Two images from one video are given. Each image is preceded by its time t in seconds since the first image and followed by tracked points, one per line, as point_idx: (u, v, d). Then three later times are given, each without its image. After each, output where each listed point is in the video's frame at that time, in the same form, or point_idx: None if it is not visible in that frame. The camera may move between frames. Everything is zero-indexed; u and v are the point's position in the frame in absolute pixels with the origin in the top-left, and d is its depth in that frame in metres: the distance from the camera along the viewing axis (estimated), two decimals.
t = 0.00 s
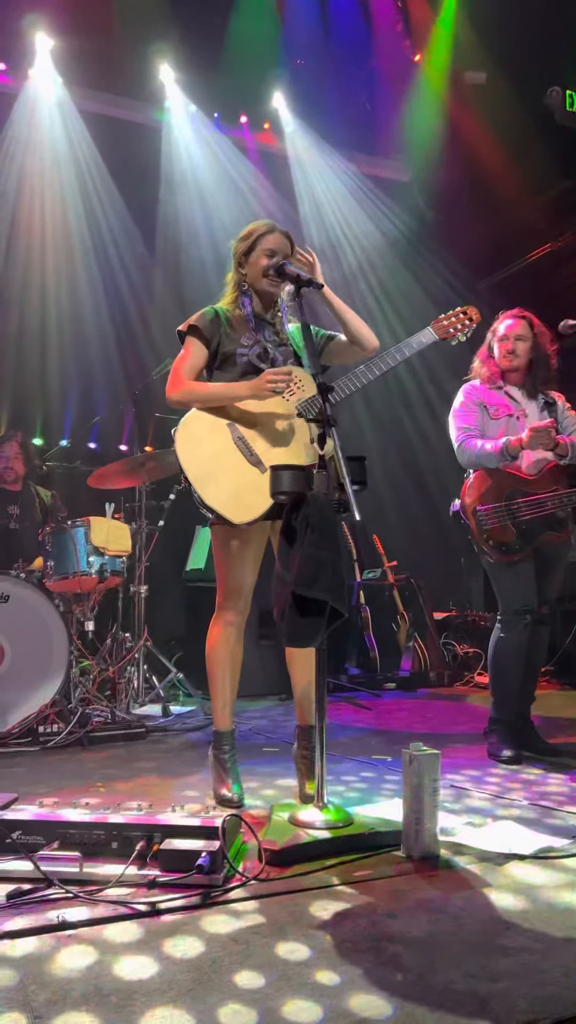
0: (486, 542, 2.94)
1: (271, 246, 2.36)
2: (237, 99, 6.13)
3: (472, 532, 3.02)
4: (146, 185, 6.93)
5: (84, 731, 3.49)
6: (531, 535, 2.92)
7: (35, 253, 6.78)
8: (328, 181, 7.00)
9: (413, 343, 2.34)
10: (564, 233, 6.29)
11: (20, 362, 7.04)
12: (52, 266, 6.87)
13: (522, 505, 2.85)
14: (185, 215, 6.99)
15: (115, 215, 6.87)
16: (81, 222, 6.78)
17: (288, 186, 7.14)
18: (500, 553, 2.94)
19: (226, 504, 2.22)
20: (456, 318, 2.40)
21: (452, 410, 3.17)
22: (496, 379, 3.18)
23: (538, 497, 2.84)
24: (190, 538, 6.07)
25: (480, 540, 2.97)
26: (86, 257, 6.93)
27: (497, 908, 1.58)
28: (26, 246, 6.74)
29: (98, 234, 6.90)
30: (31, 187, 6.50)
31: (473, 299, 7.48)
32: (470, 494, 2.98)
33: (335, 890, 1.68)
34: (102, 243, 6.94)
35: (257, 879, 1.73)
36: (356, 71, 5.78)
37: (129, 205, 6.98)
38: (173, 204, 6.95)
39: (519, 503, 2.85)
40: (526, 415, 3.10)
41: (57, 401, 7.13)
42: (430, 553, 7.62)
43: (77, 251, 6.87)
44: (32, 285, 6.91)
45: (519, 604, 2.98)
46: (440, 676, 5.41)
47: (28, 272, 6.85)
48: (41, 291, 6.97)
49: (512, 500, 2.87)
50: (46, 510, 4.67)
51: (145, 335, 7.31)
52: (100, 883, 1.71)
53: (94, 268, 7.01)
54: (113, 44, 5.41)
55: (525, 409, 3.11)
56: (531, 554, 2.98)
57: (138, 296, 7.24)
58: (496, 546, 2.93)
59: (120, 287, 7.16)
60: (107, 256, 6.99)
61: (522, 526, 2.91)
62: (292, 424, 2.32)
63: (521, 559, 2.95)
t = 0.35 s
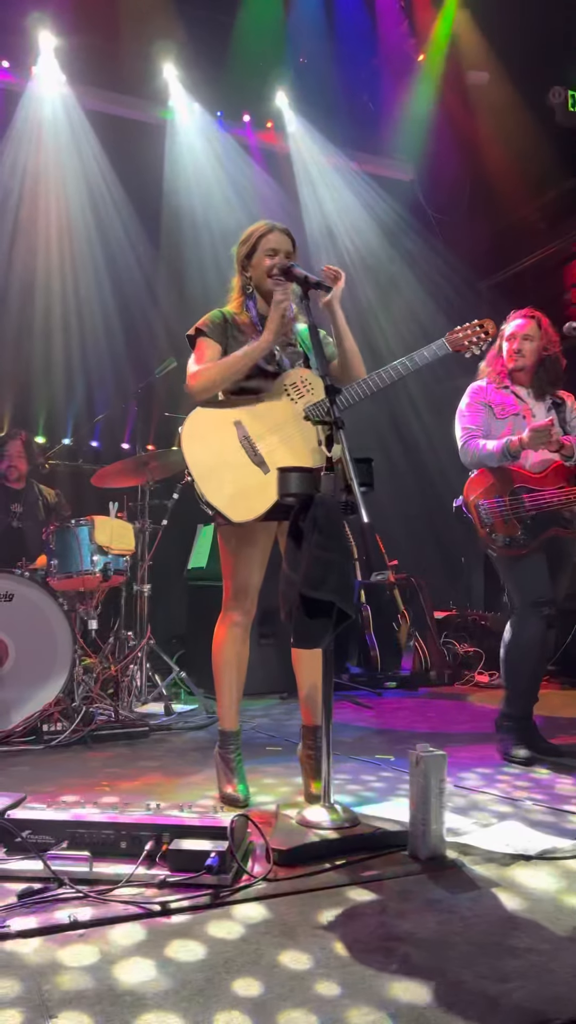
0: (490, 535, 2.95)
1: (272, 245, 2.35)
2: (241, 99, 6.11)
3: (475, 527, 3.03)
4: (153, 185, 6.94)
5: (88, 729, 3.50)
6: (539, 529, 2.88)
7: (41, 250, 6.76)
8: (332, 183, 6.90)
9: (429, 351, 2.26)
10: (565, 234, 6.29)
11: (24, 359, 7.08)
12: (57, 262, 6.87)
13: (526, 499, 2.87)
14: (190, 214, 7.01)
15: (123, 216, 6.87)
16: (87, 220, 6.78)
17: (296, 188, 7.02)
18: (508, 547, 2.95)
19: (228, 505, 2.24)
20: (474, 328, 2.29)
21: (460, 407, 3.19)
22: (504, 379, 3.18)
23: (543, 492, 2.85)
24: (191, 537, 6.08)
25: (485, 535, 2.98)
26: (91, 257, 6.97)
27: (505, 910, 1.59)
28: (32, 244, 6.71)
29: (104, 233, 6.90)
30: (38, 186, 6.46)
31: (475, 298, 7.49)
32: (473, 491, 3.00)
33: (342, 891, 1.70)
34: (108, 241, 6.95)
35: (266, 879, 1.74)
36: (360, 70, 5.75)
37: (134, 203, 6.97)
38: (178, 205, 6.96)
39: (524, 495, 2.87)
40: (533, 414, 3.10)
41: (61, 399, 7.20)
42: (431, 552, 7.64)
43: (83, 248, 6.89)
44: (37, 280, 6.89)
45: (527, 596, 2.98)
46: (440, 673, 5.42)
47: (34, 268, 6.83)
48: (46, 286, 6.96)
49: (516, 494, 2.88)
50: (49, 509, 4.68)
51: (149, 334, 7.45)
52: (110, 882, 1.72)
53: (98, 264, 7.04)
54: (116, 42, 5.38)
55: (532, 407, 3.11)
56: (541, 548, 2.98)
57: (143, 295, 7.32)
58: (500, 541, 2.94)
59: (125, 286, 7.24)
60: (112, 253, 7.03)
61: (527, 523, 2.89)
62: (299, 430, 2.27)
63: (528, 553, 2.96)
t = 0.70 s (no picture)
0: (497, 538, 2.99)
1: (277, 247, 2.38)
2: (241, 100, 6.12)
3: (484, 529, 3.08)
4: (154, 184, 6.96)
5: (90, 730, 3.51)
6: (546, 535, 2.89)
7: (44, 248, 6.72)
8: (334, 184, 6.95)
9: (438, 352, 2.25)
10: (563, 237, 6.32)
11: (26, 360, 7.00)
12: (61, 260, 6.83)
13: (537, 501, 2.86)
14: (191, 216, 7.06)
15: (125, 215, 6.90)
16: (89, 218, 6.77)
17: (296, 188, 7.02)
18: (514, 550, 2.98)
19: (235, 507, 2.24)
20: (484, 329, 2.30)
21: (472, 401, 3.22)
22: (519, 378, 3.19)
23: (552, 495, 2.82)
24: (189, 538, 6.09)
25: (492, 537, 3.02)
26: (94, 257, 6.95)
27: (512, 914, 1.60)
28: (35, 242, 6.67)
29: (106, 230, 6.90)
30: (40, 184, 6.45)
31: (473, 299, 7.50)
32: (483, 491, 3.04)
33: (351, 893, 1.71)
34: (109, 239, 6.95)
35: (274, 882, 1.75)
36: (361, 71, 5.75)
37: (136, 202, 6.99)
38: (180, 203, 6.98)
39: (533, 499, 2.87)
40: (546, 415, 3.11)
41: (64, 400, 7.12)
42: (428, 552, 7.67)
43: (86, 246, 6.87)
44: (41, 279, 6.84)
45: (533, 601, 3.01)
46: (438, 675, 5.45)
47: (37, 266, 6.77)
48: (50, 285, 6.90)
49: (525, 497, 2.89)
50: (50, 509, 4.68)
51: (153, 334, 7.39)
52: (120, 885, 1.73)
53: (102, 262, 7.01)
54: (117, 41, 5.39)
55: (546, 409, 3.12)
56: (548, 551, 2.98)
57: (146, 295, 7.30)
58: (507, 544, 2.97)
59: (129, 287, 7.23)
60: (114, 251, 7.02)
61: (534, 526, 2.90)
62: (306, 433, 2.30)
63: (535, 556, 2.97)
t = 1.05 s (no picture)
0: (495, 534, 2.98)
1: (278, 245, 2.37)
2: (237, 100, 6.12)
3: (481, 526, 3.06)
4: (153, 183, 6.96)
5: (86, 729, 3.52)
6: (545, 534, 2.90)
7: (41, 246, 6.73)
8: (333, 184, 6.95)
9: (440, 351, 2.23)
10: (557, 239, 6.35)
11: (23, 354, 6.94)
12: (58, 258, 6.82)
13: (537, 499, 2.87)
14: (189, 213, 7.04)
15: (123, 214, 6.90)
16: (87, 216, 6.78)
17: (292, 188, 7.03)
18: (511, 548, 2.97)
19: (233, 508, 2.25)
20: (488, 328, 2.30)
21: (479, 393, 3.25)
22: (525, 372, 3.19)
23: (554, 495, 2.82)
24: (184, 538, 6.09)
25: (490, 533, 3.01)
26: (92, 255, 6.95)
27: (514, 912, 1.62)
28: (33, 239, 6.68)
29: (104, 229, 6.90)
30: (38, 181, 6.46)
31: (467, 300, 7.53)
32: (482, 484, 3.03)
33: (352, 892, 1.72)
34: (108, 238, 6.95)
35: (276, 881, 1.76)
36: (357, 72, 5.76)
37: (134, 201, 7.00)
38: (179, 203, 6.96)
39: (538, 497, 2.87)
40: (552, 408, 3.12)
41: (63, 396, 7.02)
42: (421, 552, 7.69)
43: (83, 245, 6.87)
44: (38, 276, 6.84)
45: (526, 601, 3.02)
46: (432, 675, 5.45)
47: (35, 263, 6.78)
48: (47, 282, 6.89)
49: (527, 494, 2.89)
50: (45, 508, 4.67)
51: (152, 332, 7.37)
52: (123, 884, 1.74)
53: (99, 261, 7.01)
54: (113, 40, 5.39)
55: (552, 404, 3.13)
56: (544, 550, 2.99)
57: (144, 293, 7.29)
58: (504, 541, 2.96)
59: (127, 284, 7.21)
60: (112, 249, 7.02)
61: (534, 524, 2.90)
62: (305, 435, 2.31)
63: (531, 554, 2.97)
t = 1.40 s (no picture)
0: (478, 529, 2.99)
1: (275, 240, 2.35)
2: (231, 97, 6.09)
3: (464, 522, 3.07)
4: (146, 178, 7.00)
5: (78, 726, 3.50)
6: (532, 528, 2.90)
7: (34, 238, 6.72)
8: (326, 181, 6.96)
9: (437, 345, 2.22)
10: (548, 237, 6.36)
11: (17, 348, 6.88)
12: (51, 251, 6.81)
13: (524, 497, 2.87)
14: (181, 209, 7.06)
15: (116, 208, 6.92)
16: (80, 209, 6.79)
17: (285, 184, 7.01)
18: (496, 543, 2.97)
19: (228, 506, 2.24)
20: (487, 321, 2.29)
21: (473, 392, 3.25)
22: (521, 373, 3.19)
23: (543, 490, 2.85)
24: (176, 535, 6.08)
25: (472, 527, 3.01)
26: (85, 249, 6.96)
27: (511, 908, 1.62)
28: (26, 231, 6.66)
29: (97, 223, 6.92)
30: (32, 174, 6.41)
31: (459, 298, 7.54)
32: (466, 481, 3.02)
33: (351, 889, 1.72)
34: (100, 232, 6.97)
35: (273, 878, 1.75)
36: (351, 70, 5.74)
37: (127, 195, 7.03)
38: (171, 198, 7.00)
39: (525, 495, 2.87)
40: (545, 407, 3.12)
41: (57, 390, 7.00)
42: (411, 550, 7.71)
43: (76, 238, 6.88)
44: (31, 268, 6.83)
45: (514, 597, 3.01)
46: (423, 672, 5.48)
47: (28, 256, 6.76)
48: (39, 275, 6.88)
49: (514, 492, 2.89)
50: (37, 504, 4.64)
51: (145, 327, 7.40)
52: (120, 881, 1.72)
53: (92, 254, 7.02)
54: (106, 35, 5.36)
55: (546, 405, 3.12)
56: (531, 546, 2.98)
57: (136, 288, 7.33)
58: (489, 536, 2.97)
59: (120, 279, 7.23)
60: (105, 243, 7.03)
61: (518, 520, 2.91)
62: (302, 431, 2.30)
63: (518, 550, 2.97)
